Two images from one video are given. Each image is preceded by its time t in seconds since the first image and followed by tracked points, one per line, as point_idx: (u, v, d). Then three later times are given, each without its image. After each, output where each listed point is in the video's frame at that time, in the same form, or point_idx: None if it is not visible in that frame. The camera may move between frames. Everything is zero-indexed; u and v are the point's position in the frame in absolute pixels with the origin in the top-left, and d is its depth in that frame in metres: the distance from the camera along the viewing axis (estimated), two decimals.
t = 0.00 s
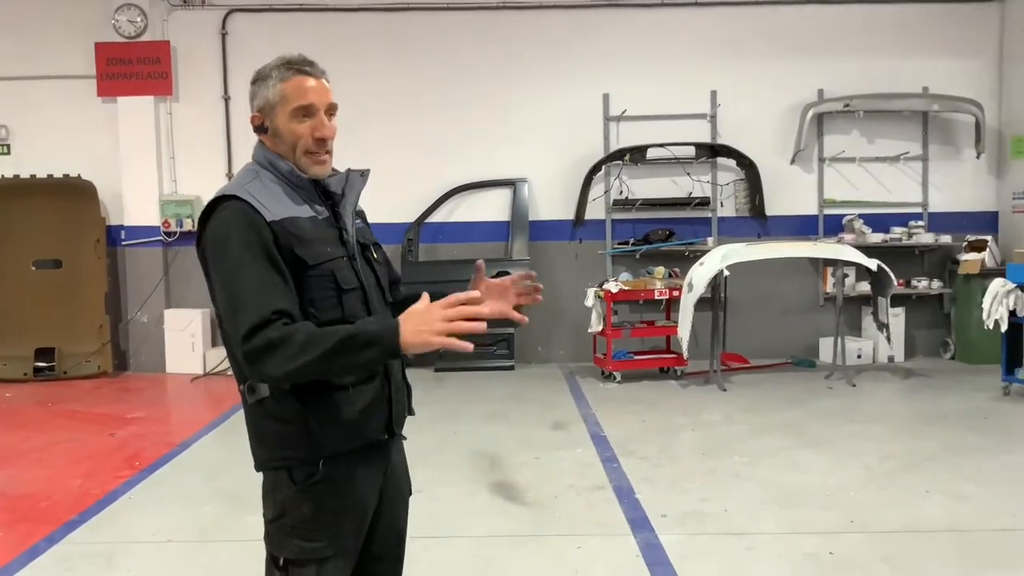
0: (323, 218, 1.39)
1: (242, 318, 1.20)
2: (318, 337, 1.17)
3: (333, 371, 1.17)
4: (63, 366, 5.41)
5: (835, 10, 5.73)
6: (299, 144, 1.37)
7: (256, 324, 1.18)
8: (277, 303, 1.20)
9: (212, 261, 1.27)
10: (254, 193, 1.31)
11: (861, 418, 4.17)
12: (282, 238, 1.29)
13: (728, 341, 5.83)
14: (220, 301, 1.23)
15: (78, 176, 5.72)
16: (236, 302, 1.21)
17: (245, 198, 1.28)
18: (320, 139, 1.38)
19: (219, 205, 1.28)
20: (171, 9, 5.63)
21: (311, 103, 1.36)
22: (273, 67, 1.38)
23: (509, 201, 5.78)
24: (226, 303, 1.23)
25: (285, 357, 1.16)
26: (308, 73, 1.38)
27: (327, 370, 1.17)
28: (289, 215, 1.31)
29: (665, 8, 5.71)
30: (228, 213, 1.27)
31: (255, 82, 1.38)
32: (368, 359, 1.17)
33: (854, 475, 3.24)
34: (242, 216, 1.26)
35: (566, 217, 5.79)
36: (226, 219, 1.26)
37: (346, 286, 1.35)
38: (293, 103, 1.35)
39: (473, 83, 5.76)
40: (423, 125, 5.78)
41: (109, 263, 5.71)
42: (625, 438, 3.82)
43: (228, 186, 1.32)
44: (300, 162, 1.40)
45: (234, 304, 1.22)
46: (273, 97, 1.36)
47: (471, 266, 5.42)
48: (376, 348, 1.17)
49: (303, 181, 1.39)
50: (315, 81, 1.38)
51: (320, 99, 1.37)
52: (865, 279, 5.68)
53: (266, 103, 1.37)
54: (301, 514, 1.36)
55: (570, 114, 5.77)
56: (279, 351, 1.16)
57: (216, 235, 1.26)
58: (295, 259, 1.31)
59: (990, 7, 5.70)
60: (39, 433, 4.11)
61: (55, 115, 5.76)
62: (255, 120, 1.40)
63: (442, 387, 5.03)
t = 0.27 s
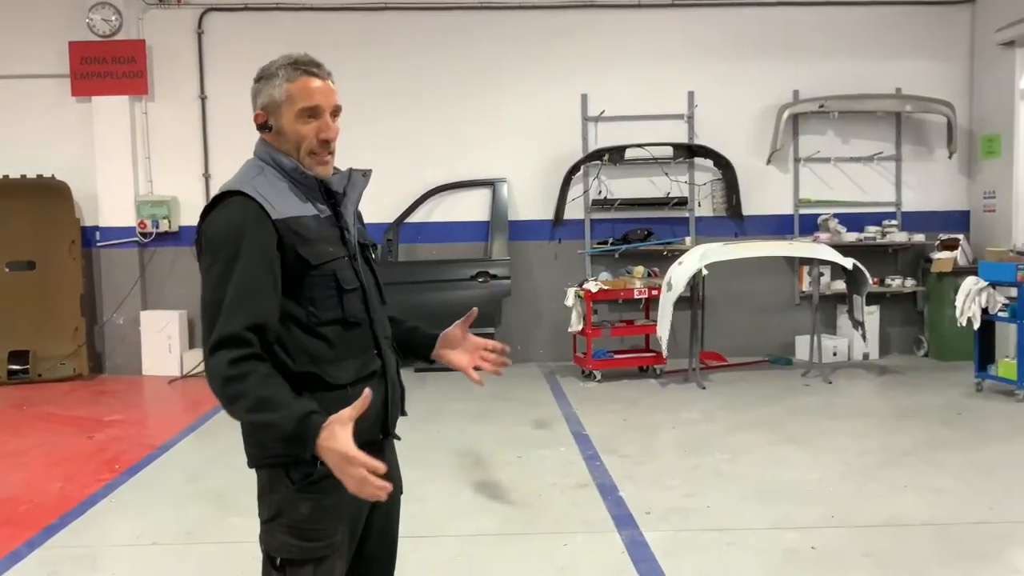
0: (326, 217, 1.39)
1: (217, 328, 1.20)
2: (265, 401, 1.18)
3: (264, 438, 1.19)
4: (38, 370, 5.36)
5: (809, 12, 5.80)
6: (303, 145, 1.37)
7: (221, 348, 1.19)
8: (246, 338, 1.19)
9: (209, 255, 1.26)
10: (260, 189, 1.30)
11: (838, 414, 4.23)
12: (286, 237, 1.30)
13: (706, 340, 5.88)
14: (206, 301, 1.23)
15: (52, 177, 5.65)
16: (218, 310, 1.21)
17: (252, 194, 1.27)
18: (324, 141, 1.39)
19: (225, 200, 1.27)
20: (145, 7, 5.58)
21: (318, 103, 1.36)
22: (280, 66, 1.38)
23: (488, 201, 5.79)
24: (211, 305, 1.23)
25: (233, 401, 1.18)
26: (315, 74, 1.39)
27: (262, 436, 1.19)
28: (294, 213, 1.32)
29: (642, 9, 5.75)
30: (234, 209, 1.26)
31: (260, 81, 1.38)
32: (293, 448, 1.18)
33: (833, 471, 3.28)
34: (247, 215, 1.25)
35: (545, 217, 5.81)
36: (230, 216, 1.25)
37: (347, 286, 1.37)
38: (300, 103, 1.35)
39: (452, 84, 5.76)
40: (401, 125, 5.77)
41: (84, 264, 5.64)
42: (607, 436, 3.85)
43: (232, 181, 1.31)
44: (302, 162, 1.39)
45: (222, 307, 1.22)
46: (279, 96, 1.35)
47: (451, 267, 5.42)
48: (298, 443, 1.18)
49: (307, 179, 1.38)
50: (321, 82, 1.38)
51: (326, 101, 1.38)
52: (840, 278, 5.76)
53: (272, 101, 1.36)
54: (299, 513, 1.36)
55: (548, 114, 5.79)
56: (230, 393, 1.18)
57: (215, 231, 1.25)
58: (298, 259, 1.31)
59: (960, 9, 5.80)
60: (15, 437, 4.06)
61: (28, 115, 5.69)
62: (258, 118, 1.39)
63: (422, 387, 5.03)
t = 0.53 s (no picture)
0: (333, 218, 1.38)
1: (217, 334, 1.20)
2: (273, 405, 1.18)
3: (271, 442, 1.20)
4: (18, 372, 5.31)
5: (790, 13, 5.86)
6: (314, 145, 1.37)
7: (223, 354, 1.19)
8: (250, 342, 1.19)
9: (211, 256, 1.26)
10: (265, 189, 1.29)
11: (823, 412, 4.27)
12: (291, 238, 1.29)
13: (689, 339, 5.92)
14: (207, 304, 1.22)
15: (32, 177, 5.58)
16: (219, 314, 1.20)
17: (256, 194, 1.27)
18: (336, 142, 1.38)
19: (228, 201, 1.26)
20: (127, 7, 5.53)
21: (332, 104, 1.35)
22: (292, 63, 1.36)
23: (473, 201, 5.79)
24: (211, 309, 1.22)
25: (240, 406, 1.19)
26: (329, 73, 1.37)
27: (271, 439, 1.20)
28: (298, 213, 1.31)
29: (626, 10, 5.79)
30: (239, 210, 1.25)
31: (271, 76, 1.36)
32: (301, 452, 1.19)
33: (821, 468, 3.31)
34: (252, 216, 1.24)
35: (530, 217, 5.82)
36: (233, 217, 1.24)
37: (352, 288, 1.36)
38: (314, 104, 1.34)
39: (436, 84, 5.76)
40: (386, 126, 5.75)
41: (64, 266, 5.58)
42: (596, 435, 3.87)
43: (238, 180, 1.30)
44: (312, 162, 1.39)
45: (224, 310, 1.21)
46: (292, 95, 1.34)
47: (437, 267, 5.42)
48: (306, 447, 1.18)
49: (314, 179, 1.37)
50: (335, 82, 1.37)
51: (339, 102, 1.37)
52: (822, 277, 5.82)
53: (284, 100, 1.35)
54: (301, 517, 1.36)
55: (533, 115, 5.80)
56: (237, 399, 1.18)
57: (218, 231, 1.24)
58: (303, 260, 1.30)
59: (939, 11, 5.89)
60: None
61: (6, 115, 5.62)
62: (268, 115, 1.37)
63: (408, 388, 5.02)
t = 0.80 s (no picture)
0: (333, 218, 1.35)
1: (239, 330, 1.15)
2: (320, 380, 1.15)
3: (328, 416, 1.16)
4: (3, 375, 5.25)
5: (779, 14, 5.89)
6: (317, 144, 1.34)
7: (252, 346, 1.14)
8: (280, 327, 1.15)
9: (211, 260, 1.22)
10: (263, 191, 1.27)
11: (815, 411, 4.30)
12: (291, 239, 1.26)
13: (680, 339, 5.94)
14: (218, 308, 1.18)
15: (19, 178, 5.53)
16: (235, 313, 1.16)
17: (255, 196, 1.24)
18: (339, 140, 1.35)
19: (226, 204, 1.24)
20: (115, 6, 5.49)
21: (335, 102, 1.32)
22: (292, 59, 1.32)
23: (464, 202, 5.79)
24: (224, 310, 1.18)
25: (285, 391, 1.14)
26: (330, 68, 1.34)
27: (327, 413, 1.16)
28: (298, 215, 1.28)
29: (616, 11, 5.81)
30: (238, 212, 1.22)
31: (270, 74, 1.32)
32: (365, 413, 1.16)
33: (816, 466, 3.34)
34: (252, 216, 1.22)
35: (521, 218, 5.82)
36: (234, 218, 1.21)
37: (357, 289, 1.33)
38: (317, 101, 1.31)
39: (427, 84, 5.75)
40: (376, 126, 5.73)
41: (51, 267, 5.53)
42: (591, 435, 3.87)
43: (235, 183, 1.28)
44: (314, 162, 1.36)
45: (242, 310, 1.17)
46: (294, 93, 1.30)
47: (428, 268, 5.41)
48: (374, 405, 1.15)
49: (313, 180, 1.34)
50: (336, 79, 1.34)
51: (342, 98, 1.34)
52: (811, 277, 5.86)
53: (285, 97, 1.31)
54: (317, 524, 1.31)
55: (524, 115, 5.80)
56: (280, 384, 1.14)
57: (217, 234, 1.21)
58: (305, 262, 1.27)
59: (925, 13, 5.95)
60: None
61: None
62: (267, 114, 1.34)
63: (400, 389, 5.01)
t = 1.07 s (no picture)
0: (332, 218, 1.34)
1: (284, 318, 1.16)
2: (375, 340, 1.21)
3: (390, 372, 1.22)
4: None
5: (774, 16, 5.91)
6: (316, 140, 1.33)
7: (304, 328, 1.16)
8: (323, 303, 1.19)
9: (226, 266, 1.21)
10: (262, 192, 1.26)
11: (813, 411, 4.31)
12: (297, 239, 1.25)
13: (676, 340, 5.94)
14: (252, 306, 1.17)
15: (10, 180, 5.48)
16: (272, 304, 1.17)
17: (255, 198, 1.24)
18: (337, 136, 1.35)
19: (230, 208, 1.23)
20: (108, 6, 5.46)
21: (334, 96, 1.32)
22: (290, 53, 1.31)
23: (460, 203, 5.77)
24: (257, 307, 1.18)
25: (348, 359, 1.19)
26: (327, 63, 1.34)
27: (389, 370, 1.22)
28: (300, 215, 1.27)
29: (611, 12, 5.81)
30: (248, 211, 1.22)
31: (266, 68, 1.30)
32: (425, 356, 1.25)
33: (817, 466, 3.34)
34: (263, 215, 1.22)
35: (517, 219, 5.82)
36: (244, 218, 1.21)
37: (363, 291, 1.30)
38: (318, 96, 1.31)
39: (423, 85, 5.74)
40: (372, 127, 5.71)
41: (44, 270, 5.49)
42: (591, 436, 3.87)
43: (234, 185, 1.27)
44: (312, 158, 1.35)
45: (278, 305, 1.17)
46: (294, 87, 1.29)
47: (424, 269, 5.40)
48: (438, 345, 1.26)
49: (309, 179, 1.33)
50: (335, 73, 1.34)
51: (341, 93, 1.34)
52: (806, 278, 5.87)
53: (284, 92, 1.30)
54: (327, 535, 1.28)
55: (519, 116, 5.80)
56: (343, 352, 1.18)
57: (230, 238, 1.21)
58: (312, 262, 1.25)
59: (919, 16, 5.99)
60: None
61: None
62: (263, 109, 1.32)
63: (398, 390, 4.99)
